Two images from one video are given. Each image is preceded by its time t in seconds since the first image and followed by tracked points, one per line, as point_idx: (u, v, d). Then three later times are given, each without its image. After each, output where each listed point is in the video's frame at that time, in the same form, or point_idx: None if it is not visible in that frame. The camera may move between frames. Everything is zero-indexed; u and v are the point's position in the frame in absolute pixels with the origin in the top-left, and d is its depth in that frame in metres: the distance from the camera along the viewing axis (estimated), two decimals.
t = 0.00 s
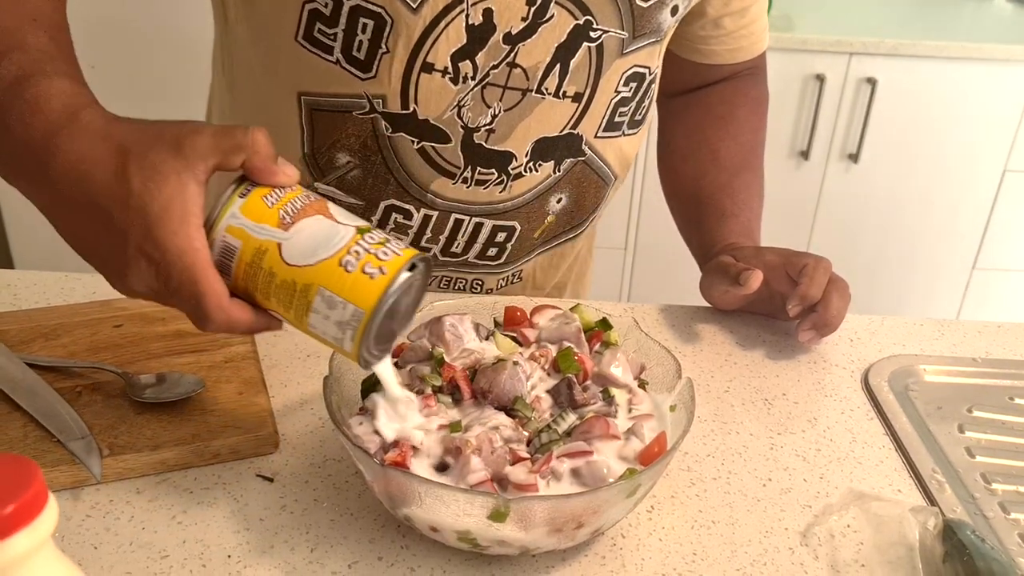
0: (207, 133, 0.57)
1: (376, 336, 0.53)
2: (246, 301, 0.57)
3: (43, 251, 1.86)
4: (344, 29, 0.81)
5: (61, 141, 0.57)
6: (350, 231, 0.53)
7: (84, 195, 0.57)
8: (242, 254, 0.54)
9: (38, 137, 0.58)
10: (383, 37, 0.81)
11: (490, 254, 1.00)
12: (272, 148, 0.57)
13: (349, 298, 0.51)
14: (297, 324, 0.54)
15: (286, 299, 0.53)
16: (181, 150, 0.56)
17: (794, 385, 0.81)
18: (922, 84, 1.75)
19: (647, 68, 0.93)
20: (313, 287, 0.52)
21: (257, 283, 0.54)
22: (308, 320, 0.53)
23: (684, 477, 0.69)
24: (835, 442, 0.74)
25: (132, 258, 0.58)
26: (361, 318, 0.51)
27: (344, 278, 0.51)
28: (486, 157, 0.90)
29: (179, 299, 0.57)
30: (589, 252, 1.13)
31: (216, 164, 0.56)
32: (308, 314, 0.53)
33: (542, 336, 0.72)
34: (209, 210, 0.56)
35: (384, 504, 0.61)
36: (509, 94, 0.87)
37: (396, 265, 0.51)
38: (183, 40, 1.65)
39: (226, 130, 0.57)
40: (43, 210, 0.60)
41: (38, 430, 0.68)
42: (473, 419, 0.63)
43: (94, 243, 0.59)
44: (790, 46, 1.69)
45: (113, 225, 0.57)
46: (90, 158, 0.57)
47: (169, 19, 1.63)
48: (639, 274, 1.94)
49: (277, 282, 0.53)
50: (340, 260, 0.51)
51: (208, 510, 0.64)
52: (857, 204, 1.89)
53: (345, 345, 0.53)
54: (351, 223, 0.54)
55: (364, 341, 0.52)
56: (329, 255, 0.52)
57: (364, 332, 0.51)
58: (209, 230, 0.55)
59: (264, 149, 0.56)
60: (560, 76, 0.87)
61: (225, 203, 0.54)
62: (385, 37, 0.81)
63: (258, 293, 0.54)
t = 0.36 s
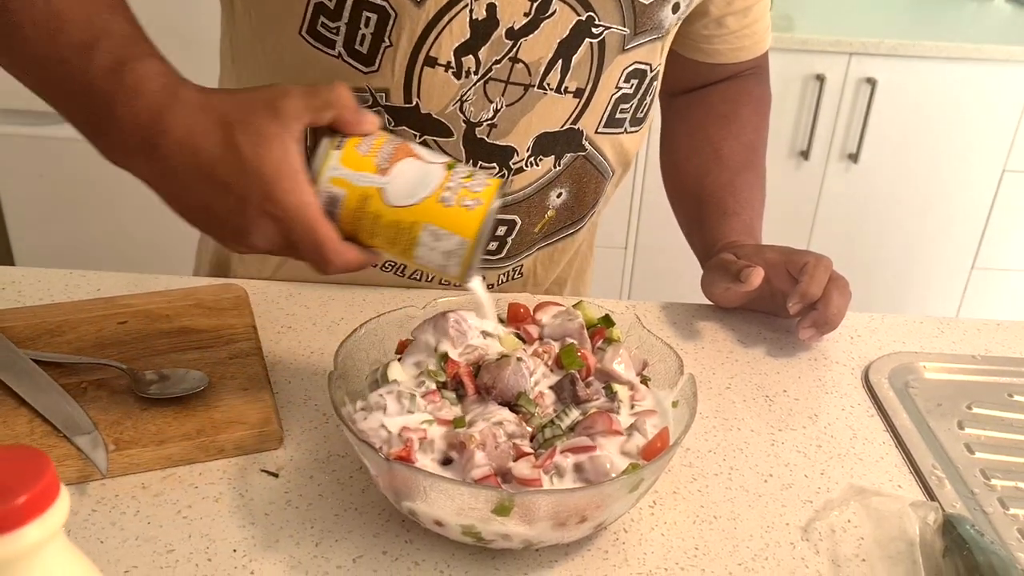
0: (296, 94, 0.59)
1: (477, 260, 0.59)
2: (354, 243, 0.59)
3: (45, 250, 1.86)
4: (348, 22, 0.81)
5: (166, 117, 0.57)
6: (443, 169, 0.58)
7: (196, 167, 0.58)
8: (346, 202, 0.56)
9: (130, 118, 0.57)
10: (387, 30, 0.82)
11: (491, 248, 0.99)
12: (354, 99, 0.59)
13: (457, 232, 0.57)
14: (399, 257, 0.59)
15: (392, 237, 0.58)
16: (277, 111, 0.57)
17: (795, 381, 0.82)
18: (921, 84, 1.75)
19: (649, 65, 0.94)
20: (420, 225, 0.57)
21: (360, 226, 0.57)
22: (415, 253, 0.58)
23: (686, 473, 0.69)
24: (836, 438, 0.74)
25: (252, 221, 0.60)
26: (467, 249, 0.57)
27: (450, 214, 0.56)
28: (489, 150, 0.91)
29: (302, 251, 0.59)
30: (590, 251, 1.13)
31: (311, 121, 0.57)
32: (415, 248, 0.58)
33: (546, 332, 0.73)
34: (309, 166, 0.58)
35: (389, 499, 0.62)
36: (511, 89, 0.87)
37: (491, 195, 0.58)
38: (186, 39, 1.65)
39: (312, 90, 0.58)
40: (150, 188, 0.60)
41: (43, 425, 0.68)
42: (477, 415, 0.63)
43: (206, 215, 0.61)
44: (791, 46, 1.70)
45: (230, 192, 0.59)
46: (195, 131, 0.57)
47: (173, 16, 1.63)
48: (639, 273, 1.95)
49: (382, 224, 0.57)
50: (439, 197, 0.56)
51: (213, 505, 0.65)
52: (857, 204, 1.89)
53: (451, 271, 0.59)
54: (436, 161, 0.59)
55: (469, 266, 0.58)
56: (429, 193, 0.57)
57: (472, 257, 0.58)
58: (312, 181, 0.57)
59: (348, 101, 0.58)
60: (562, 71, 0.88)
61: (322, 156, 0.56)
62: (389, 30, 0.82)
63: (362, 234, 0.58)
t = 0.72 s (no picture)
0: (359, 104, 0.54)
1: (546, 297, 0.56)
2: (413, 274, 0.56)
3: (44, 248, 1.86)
4: (352, 19, 0.81)
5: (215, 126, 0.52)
6: (515, 196, 0.55)
7: (249, 182, 0.52)
8: (410, 225, 0.53)
9: (173, 129, 0.52)
10: (391, 27, 0.81)
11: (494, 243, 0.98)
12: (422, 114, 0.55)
13: (532, 265, 0.54)
14: (459, 289, 0.56)
15: (457, 267, 0.54)
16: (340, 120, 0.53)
17: (797, 380, 0.81)
18: (922, 82, 1.75)
19: (652, 60, 0.94)
20: (489, 254, 0.54)
21: (422, 252, 0.54)
22: (480, 286, 0.55)
23: (688, 471, 0.69)
24: (838, 437, 0.74)
25: (310, 239, 0.54)
26: (539, 283, 0.54)
27: (521, 243, 0.53)
28: (499, 147, 0.91)
29: (360, 278, 0.55)
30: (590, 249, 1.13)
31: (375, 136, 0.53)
32: (482, 280, 0.54)
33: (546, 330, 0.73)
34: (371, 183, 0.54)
35: (391, 497, 0.62)
36: (516, 84, 0.87)
37: (565, 228, 0.55)
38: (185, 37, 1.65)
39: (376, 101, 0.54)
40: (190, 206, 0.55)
41: (44, 423, 0.68)
42: (478, 412, 0.63)
43: (252, 230, 0.55)
44: (791, 44, 1.69)
45: (284, 209, 0.53)
46: (249, 140, 0.52)
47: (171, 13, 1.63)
48: (639, 272, 1.95)
49: (448, 251, 0.54)
50: (513, 225, 0.54)
51: (214, 503, 0.65)
52: (857, 202, 1.89)
53: (518, 309, 0.55)
54: (507, 187, 0.56)
55: (540, 304, 0.55)
56: (500, 219, 0.54)
57: (542, 294, 0.55)
58: (374, 201, 0.53)
59: (416, 116, 0.54)
60: (567, 66, 0.88)
61: (386, 174, 0.53)
62: (393, 26, 0.81)
63: (422, 262, 0.55)
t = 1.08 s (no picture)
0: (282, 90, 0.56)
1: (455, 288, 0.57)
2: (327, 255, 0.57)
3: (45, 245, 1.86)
4: (350, 19, 0.81)
5: (138, 103, 0.55)
6: (430, 189, 0.55)
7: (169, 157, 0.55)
8: (326, 211, 0.54)
9: (102, 99, 0.55)
10: (388, 27, 0.81)
11: (492, 246, 0.99)
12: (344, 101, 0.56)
13: (439, 259, 0.54)
14: (372, 274, 0.56)
15: (369, 255, 0.55)
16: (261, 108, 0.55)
17: (794, 381, 0.81)
18: (921, 84, 1.75)
19: (650, 65, 0.94)
20: (401, 246, 0.54)
21: (336, 238, 0.55)
22: (391, 274, 0.56)
23: (684, 472, 0.69)
24: (835, 439, 0.74)
25: (221, 219, 0.57)
26: (447, 275, 0.55)
27: (434, 238, 0.54)
28: (496, 149, 0.90)
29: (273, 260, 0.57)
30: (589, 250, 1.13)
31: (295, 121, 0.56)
32: (392, 269, 0.55)
33: (545, 330, 0.73)
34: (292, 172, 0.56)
35: (387, 498, 0.61)
36: (512, 86, 0.87)
37: (479, 225, 0.55)
38: (186, 35, 1.65)
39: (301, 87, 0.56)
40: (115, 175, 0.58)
41: (41, 422, 0.68)
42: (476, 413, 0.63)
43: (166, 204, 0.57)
44: (791, 46, 1.69)
45: (200, 187, 0.56)
46: (169, 119, 0.55)
47: (171, 12, 1.63)
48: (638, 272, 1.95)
49: (361, 239, 0.54)
50: (426, 219, 0.54)
51: (210, 503, 0.65)
52: (856, 203, 1.89)
53: (427, 297, 0.56)
54: (426, 179, 0.56)
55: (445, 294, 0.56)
56: (414, 214, 0.54)
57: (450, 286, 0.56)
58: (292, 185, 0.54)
59: (337, 102, 0.55)
60: (563, 69, 0.88)
61: (306, 160, 0.54)
62: (391, 26, 0.81)
63: (336, 247, 0.56)
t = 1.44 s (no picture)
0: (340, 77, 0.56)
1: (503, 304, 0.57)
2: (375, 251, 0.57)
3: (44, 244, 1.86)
4: (344, 16, 0.81)
5: (183, 83, 0.55)
6: (488, 197, 0.55)
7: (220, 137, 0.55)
8: (377, 208, 0.54)
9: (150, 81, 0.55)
10: (383, 23, 0.81)
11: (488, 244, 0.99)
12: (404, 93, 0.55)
13: (489, 270, 0.55)
14: (419, 278, 0.57)
15: (418, 257, 0.55)
16: (314, 92, 0.55)
17: (791, 378, 0.81)
18: (920, 81, 1.75)
19: (646, 57, 0.94)
20: (451, 252, 0.55)
21: (384, 236, 0.55)
22: (438, 280, 0.56)
23: (681, 469, 0.69)
24: (832, 436, 0.74)
25: (272, 204, 0.57)
26: (496, 289, 0.55)
27: (486, 248, 0.54)
28: (491, 143, 0.90)
29: (321, 248, 0.58)
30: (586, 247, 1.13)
31: (349, 108, 0.55)
32: (439, 276, 0.56)
33: (541, 327, 0.72)
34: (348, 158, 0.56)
35: (383, 495, 0.61)
36: (508, 80, 0.87)
37: (532, 239, 0.55)
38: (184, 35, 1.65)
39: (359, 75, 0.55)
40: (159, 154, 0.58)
41: (37, 420, 0.68)
42: (472, 412, 0.63)
43: (214, 186, 0.58)
44: (789, 43, 1.69)
45: (249, 170, 0.56)
46: (222, 99, 0.55)
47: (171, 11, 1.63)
48: (637, 270, 1.94)
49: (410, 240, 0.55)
50: (478, 228, 0.54)
51: (207, 500, 0.65)
52: (855, 201, 1.89)
53: (472, 310, 0.57)
54: (482, 187, 0.56)
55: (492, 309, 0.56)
56: (466, 220, 0.54)
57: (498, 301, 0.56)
58: (345, 177, 0.54)
59: (396, 96, 0.54)
60: (559, 63, 0.88)
61: (362, 153, 0.54)
62: (384, 22, 0.81)
63: (384, 245, 0.56)
